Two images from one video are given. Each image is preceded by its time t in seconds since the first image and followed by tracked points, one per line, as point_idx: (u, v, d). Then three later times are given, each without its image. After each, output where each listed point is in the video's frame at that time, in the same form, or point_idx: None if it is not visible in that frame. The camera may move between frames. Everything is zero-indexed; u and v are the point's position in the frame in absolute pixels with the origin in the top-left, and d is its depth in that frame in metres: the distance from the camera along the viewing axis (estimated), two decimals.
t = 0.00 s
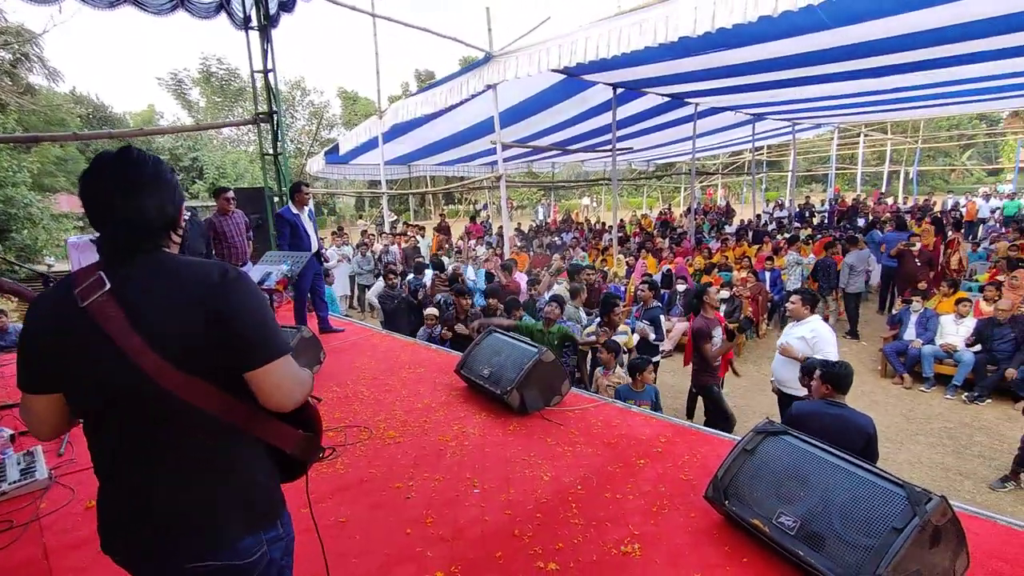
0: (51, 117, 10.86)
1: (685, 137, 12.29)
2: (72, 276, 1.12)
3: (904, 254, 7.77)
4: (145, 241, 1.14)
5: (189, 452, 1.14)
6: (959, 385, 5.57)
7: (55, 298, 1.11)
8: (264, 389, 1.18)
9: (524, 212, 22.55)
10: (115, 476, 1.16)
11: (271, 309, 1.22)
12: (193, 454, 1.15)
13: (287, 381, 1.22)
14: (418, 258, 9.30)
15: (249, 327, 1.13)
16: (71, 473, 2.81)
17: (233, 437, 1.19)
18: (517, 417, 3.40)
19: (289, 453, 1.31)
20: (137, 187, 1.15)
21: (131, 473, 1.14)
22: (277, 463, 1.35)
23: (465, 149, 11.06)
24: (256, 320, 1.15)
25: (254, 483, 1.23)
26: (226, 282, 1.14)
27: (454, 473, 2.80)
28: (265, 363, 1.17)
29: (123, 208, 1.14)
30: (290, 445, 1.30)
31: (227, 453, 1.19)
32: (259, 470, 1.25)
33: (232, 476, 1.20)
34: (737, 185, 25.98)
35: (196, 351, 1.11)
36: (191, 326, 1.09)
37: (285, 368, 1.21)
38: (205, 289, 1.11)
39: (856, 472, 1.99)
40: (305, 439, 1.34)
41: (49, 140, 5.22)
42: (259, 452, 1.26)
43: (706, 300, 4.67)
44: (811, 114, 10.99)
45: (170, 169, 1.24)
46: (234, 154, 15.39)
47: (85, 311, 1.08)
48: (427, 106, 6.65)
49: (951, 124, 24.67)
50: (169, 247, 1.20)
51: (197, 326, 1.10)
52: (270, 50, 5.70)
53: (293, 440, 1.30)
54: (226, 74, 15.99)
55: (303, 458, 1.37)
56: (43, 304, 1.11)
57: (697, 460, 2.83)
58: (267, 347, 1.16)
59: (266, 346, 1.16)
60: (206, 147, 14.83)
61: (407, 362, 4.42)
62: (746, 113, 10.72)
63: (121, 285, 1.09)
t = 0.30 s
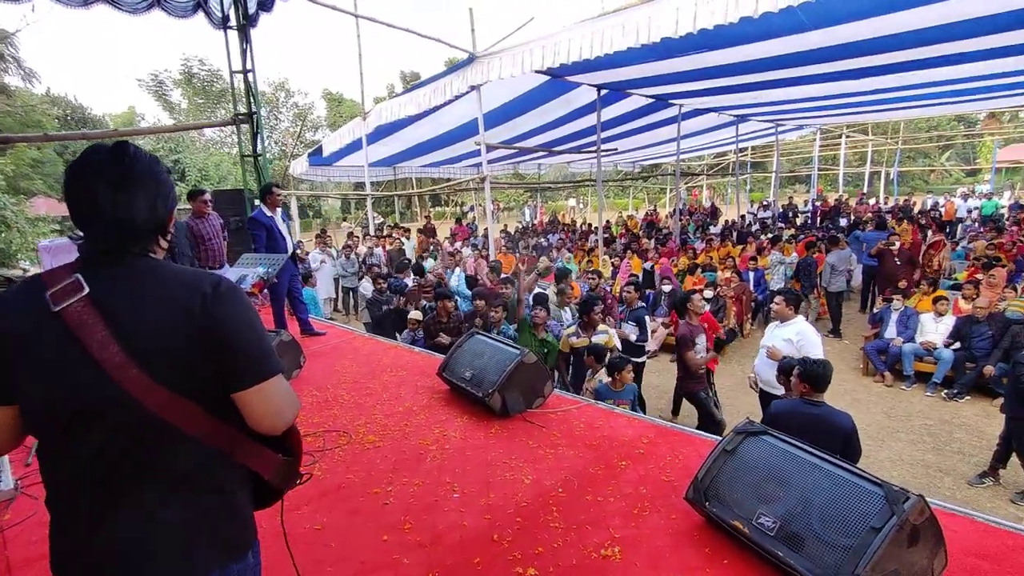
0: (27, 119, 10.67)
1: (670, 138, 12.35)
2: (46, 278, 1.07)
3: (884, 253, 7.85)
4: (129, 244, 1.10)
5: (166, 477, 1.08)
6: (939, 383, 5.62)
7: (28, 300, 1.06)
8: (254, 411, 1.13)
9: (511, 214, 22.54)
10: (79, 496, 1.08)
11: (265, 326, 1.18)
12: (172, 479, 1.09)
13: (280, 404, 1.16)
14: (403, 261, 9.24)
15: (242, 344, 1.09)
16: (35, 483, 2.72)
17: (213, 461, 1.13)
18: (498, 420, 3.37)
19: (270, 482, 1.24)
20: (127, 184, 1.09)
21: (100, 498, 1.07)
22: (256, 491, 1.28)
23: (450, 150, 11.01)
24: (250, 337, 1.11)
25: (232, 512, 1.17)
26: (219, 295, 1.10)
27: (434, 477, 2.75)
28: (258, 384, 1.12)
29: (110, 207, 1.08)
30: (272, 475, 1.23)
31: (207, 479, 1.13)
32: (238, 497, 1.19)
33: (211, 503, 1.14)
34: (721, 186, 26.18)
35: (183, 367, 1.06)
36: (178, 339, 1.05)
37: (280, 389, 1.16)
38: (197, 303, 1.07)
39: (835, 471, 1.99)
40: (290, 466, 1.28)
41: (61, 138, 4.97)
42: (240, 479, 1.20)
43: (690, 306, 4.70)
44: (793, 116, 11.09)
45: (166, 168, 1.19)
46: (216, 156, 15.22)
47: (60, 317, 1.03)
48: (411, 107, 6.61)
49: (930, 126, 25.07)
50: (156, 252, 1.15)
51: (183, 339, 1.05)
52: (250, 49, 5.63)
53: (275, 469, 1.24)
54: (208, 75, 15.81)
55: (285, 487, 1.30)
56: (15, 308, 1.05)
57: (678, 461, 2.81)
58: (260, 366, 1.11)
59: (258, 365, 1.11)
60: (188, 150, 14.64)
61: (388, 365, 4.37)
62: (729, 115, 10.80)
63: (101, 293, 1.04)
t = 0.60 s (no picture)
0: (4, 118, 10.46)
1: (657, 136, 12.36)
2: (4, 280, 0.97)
3: (868, 249, 7.91)
4: (99, 247, 1.02)
5: (125, 505, 1.00)
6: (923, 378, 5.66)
7: None
8: (221, 436, 1.04)
9: (500, 213, 22.50)
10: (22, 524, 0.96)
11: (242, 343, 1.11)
12: (130, 505, 1.00)
13: (251, 429, 1.07)
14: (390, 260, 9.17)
15: (216, 360, 1.02)
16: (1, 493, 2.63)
17: (177, 486, 1.05)
18: (482, 422, 3.33)
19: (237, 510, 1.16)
20: (103, 185, 1.04)
21: (44, 528, 0.96)
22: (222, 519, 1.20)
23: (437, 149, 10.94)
24: (225, 354, 1.03)
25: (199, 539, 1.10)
26: (193, 307, 1.02)
27: (415, 481, 2.71)
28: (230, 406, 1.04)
29: (83, 208, 1.02)
30: (240, 502, 1.15)
31: (172, 504, 1.05)
32: (204, 525, 1.11)
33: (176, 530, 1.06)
34: (709, 183, 26.32)
35: (149, 386, 0.97)
36: (145, 355, 0.96)
37: (252, 413, 1.08)
38: (169, 314, 0.99)
39: (818, 471, 1.97)
40: (260, 494, 1.20)
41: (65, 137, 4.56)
42: (206, 506, 1.12)
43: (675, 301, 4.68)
44: (779, 113, 11.15)
45: (152, 175, 1.14)
46: (201, 155, 15.05)
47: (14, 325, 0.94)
48: (396, 106, 6.54)
49: (914, 123, 25.36)
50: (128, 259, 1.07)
51: (150, 354, 0.97)
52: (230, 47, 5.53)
53: (243, 496, 1.15)
54: (192, 74, 15.60)
55: (253, 516, 1.22)
56: None
57: (663, 461, 2.78)
58: (233, 387, 1.04)
59: (232, 387, 1.04)
60: (172, 149, 14.46)
61: (372, 367, 4.31)
62: (716, 112, 10.82)
63: (61, 300, 0.95)
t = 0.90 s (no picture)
0: None
1: (650, 132, 12.34)
2: None
3: (860, 244, 7.92)
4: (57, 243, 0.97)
5: (78, 521, 0.95)
6: (913, 372, 5.68)
7: None
8: (179, 456, 0.99)
9: (494, 209, 22.44)
10: None
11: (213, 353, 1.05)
12: (86, 522, 0.96)
13: (211, 449, 1.02)
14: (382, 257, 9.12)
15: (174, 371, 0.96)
16: None
17: (139, 502, 1.00)
18: (471, 419, 3.30)
19: (210, 525, 1.13)
20: (72, 179, 0.99)
21: None
22: (195, 534, 1.17)
23: (429, 145, 10.86)
24: (187, 365, 0.97)
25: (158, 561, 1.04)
26: (156, 313, 0.97)
27: (403, 480, 2.68)
28: (189, 423, 0.98)
29: (47, 202, 0.97)
30: (213, 516, 1.13)
31: (128, 522, 1.00)
32: (170, 543, 1.06)
33: (132, 551, 1.00)
34: (702, 179, 26.35)
35: (104, 397, 0.93)
36: (96, 363, 0.91)
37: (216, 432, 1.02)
38: (127, 320, 0.94)
39: (807, 469, 1.95)
40: (234, 508, 1.18)
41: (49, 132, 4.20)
42: (172, 520, 1.08)
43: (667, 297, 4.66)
44: (772, 109, 11.15)
45: (132, 173, 1.08)
46: (191, 152, 14.90)
47: None
48: (387, 101, 6.48)
49: (906, 118, 25.46)
50: (89, 259, 1.00)
51: (101, 364, 0.92)
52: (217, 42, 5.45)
53: (216, 510, 1.13)
54: (181, 70, 15.42)
55: (230, 531, 1.19)
56: None
57: (652, 459, 2.76)
58: (192, 401, 0.97)
59: (192, 400, 0.97)
60: (162, 146, 14.31)
61: (362, 364, 4.28)
62: (709, 108, 10.81)
63: (11, 302, 0.91)
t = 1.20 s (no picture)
0: None
1: (648, 128, 12.30)
2: None
3: (858, 240, 7.91)
4: (28, 237, 0.94)
5: (50, 525, 0.92)
6: (911, 369, 5.67)
7: None
8: (147, 467, 0.95)
9: (492, 205, 22.38)
10: None
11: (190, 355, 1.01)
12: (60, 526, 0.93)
13: (181, 458, 0.97)
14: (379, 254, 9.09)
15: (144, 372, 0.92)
16: None
17: (114, 507, 0.97)
18: (468, 416, 3.28)
19: (195, 531, 1.10)
20: (52, 172, 0.96)
21: None
22: (181, 541, 1.14)
23: (427, 140, 10.82)
24: (158, 367, 0.94)
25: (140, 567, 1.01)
26: (128, 312, 0.93)
27: (399, 478, 2.66)
28: (158, 429, 0.94)
29: (25, 194, 0.95)
30: (198, 523, 1.10)
31: (105, 527, 0.97)
32: (152, 548, 1.03)
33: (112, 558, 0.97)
34: (701, 175, 26.34)
35: (73, 399, 0.90)
36: (65, 365, 0.88)
37: (189, 440, 0.98)
38: (97, 319, 0.90)
39: (804, 466, 1.94)
40: (219, 515, 1.15)
41: (38, 129, 4.03)
42: (153, 527, 1.05)
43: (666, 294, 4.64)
44: (771, 104, 11.11)
45: (121, 170, 1.05)
46: (187, 148, 14.81)
47: None
48: (384, 96, 6.43)
49: (905, 114, 25.43)
50: (62, 255, 0.97)
51: (70, 365, 0.89)
52: (212, 36, 5.39)
53: (200, 517, 1.10)
54: (177, 65, 15.33)
55: (216, 537, 1.17)
56: None
57: (650, 456, 2.75)
58: (166, 405, 0.94)
59: (165, 404, 0.94)
60: (158, 141, 14.21)
61: (358, 361, 4.25)
62: (707, 103, 10.77)
63: None
